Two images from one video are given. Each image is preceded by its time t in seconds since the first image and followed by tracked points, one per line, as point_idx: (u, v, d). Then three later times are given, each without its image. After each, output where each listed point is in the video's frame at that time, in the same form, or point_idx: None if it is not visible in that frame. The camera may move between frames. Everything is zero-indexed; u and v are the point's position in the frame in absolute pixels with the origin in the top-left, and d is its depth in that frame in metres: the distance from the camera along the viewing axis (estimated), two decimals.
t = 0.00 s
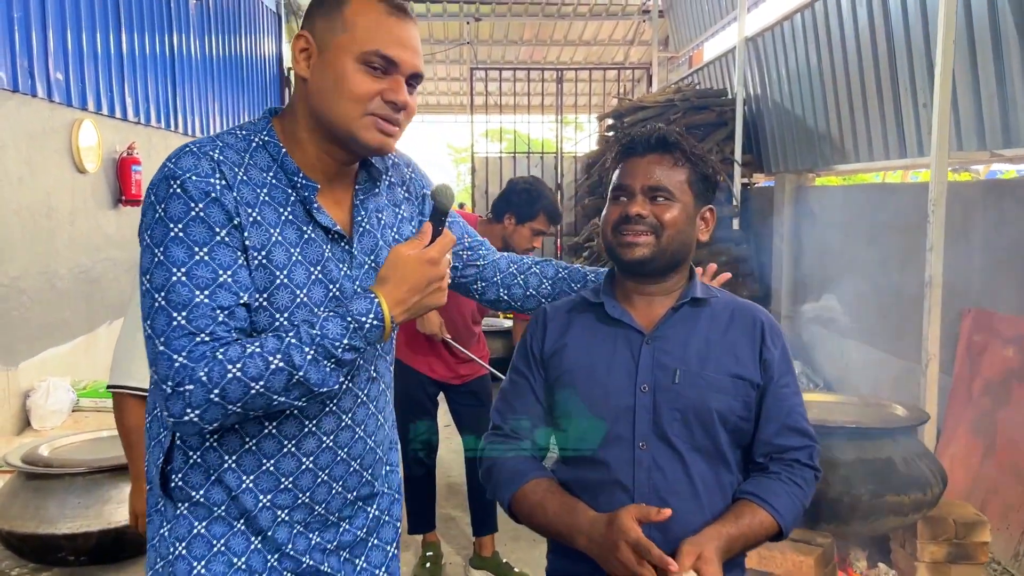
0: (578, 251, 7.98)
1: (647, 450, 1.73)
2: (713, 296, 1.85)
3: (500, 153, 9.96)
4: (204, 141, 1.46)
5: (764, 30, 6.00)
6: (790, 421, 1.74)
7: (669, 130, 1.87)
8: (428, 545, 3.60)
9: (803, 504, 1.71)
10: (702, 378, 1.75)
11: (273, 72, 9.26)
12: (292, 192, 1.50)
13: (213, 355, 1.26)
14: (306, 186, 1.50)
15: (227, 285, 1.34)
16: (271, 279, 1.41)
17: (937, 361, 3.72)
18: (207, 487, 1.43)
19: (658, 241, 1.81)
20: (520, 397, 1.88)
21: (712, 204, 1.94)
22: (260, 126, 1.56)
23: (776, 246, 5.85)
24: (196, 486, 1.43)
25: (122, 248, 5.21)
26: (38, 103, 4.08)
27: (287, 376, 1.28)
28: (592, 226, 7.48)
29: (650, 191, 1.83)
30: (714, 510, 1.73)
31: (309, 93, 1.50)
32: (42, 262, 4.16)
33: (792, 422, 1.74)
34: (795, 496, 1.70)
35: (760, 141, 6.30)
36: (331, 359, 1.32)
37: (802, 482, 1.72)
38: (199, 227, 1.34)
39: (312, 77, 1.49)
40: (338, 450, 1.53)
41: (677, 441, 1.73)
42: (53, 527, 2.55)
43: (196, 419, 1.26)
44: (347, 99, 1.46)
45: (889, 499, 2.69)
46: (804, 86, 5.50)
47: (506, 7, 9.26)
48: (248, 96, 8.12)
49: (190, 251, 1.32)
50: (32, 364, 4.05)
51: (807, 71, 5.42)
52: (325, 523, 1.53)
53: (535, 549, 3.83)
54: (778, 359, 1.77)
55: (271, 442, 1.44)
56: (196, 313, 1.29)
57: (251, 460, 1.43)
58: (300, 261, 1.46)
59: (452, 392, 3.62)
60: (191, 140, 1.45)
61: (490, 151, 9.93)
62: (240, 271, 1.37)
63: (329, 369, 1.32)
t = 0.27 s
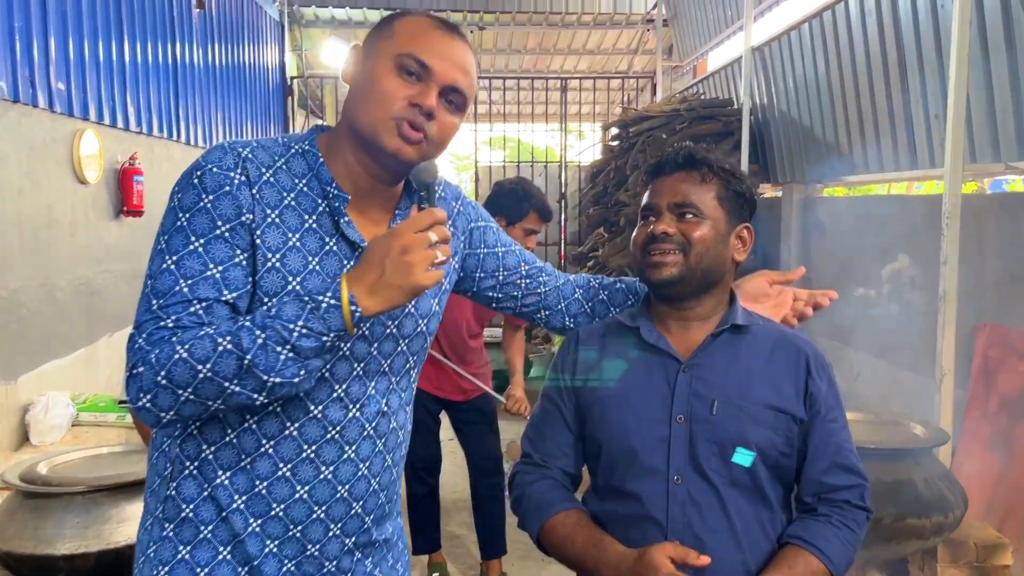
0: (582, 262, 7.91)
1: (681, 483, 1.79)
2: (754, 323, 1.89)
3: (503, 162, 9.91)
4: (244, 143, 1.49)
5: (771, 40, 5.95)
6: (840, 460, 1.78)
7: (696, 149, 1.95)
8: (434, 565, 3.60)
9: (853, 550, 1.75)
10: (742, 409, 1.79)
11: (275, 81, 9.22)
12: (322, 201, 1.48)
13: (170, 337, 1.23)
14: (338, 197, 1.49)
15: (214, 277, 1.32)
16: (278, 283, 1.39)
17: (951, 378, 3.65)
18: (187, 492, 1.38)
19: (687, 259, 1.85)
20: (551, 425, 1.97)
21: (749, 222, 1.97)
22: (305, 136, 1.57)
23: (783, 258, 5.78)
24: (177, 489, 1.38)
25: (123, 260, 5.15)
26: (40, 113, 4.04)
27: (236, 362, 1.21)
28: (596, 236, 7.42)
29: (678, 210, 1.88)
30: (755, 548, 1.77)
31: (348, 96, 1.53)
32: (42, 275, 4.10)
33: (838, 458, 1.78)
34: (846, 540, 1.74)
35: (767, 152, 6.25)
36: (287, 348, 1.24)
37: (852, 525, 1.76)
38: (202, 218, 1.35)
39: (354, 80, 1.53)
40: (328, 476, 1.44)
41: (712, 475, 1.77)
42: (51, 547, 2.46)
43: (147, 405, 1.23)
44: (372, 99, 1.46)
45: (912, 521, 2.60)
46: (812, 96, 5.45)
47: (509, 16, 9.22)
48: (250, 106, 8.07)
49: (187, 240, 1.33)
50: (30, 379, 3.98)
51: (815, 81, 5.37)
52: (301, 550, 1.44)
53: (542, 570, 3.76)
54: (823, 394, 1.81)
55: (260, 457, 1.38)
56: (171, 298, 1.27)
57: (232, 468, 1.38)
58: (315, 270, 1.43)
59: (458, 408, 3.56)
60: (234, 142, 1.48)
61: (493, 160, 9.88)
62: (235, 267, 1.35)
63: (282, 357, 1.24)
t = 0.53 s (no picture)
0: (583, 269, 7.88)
1: (702, 497, 1.76)
2: (775, 332, 1.89)
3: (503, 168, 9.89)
4: (277, 146, 1.47)
5: (774, 45, 5.93)
6: (863, 473, 1.76)
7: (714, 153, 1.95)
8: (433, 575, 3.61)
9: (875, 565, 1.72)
10: (765, 422, 1.78)
11: (275, 86, 9.21)
12: (350, 210, 1.45)
13: (183, 333, 1.21)
14: (365, 206, 1.46)
15: (233, 277, 1.29)
16: (296, 285, 1.35)
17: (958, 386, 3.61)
18: (195, 489, 1.35)
19: (709, 264, 1.84)
20: (567, 440, 1.97)
21: (771, 227, 1.97)
22: (338, 144, 1.54)
23: (786, 264, 5.73)
24: (185, 486, 1.36)
25: (121, 266, 5.12)
26: (38, 119, 4.01)
27: (243, 361, 1.19)
28: (597, 242, 7.38)
29: (698, 215, 1.89)
30: (777, 564, 1.75)
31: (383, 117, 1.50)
32: (40, 281, 4.07)
33: (860, 472, 1.76)
34: (870, 556, 1.72)
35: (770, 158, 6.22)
36: (293, 351, 1.21)
37: (875, 538, 1.74)
38: (227, 216, 1.32)
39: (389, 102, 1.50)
40: (334, 482, 1.39)
41: (734, 488, 1.75)
42: (46, 557, 2.41)
43: (156, 398, 1.21)
44: (402, 124, 1.43)
45: (922, 532, 2.56)
46: (815, 102, 5.42)
47: (509, 21, 9.21)
48: (250, 111, 8.05)
49: (210, 237, 1.30)
50: (27, 386, 3.95)
51: (818, 87, 5.35)
52: (302, 556, 1.39)
53: None
54: (846, 406, 1.80)
55: (269, 460, 1.35)
56: (187, 295, 1.25)
57: (240, 470, 1.35)
58: (337, 276, 1.39)
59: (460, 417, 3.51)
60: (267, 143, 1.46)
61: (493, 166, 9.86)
62: (255, 267, 1.32)
63: (288, 359, 1.20)
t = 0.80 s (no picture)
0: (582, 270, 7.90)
1: (691, 495, 1.71)
2: (758, 329, 1.83)
3: (503, 171, 9.93)
4: (292, 154, 1.48)
5: (771, 48, 5.96)
6: (838, 466, 1.70)
7: (710, 155, 1.88)
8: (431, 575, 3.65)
9: None
10: (751, 419, 1.72)
11: (275, 89, 9.26)
12: (364, 218, 1.47)
13: (208, 341, 1.23)
14: (379, 215, 1.47)
15: (253, 284, 1.31)
16: (311, 291, 1.37)
17: (953, 387, 3.62)
18: (210, 484, 1.37)
19: (707, 269, 1.77)
20: (557, 445, 1.92)
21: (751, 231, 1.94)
22: (352, 151, 1.55)
23: (784, 266, 5.75)
24: (200, 482, 1.38)
25: (122, 268, 5.15)
26: (38, 121, 4.04)
27: (267, 373, 1.21)
28: (596, 245, 7.40)
29: (697, 216, 1.81)
30: (768, 560, 1.69)
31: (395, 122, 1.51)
32: (40, 282, 4.09)
33: (844, 467, 1.70)
34: None
35: (767, 160, 6.24)
36: (314, 365, 1.22)
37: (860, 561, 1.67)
38: (248, 225, 1.34)
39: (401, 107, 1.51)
40: (343, 479, 1.41)
41: (722, 485, 1.70)
42: (45, 557, 2.43)
43: (180, 402, 1.23)
44: (422, 121, 1.45)
45: (912, 531, 2.58)
46: (811, 104, 5.45)
47: (509, 24, 9.26)
48: (250, 115, 8.09)
49: (231, 245, 1.32)
50: (28, 387, 3.97)
51: (815, 89, 5.37)
52: (310, 549, 1.41)
53: None
54: (831, 400, 1.73)
55: (281, 457, 1.37)
56: (210, 302, 1.27)
57: (253, 467, 1.37)
58: (351, 284, 1.42)
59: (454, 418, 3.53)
60: (281, 150, 1.47)
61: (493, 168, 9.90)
62: (274, 275, 1.33)
63: (310, 373, 1.22)
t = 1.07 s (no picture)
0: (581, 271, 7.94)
1: (655, 489, 1.69)
2: (724, 325, 1.79)
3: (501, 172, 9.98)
4: (293, 154, 1.50)
5: (767, 50, 6.00)
6: (814, 458, 1.69)
7: (690, 159, 1.84)
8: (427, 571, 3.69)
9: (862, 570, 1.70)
10: (711, 414, 1.70)
11: (275, 91, 9.31)
12: (364, 215, 1.49)
13: (221, 339, 1.26)
14: (378, 211, 1.50)
15: (262, 283, 1.33)
16: (318, 287, 1.40)
17: (945, 385, 3.64)
18: (223, 477, 1.39)
19: (680, 274, 1.75)
20: (533, 443, 1.93)
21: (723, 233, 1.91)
22: (350, 152, 1.58)
23: (780, 266, 5.77)
24: (213, 475, 1.40)
25: (122, 268, 5.19)
26: (38, 122, 4.08)
27: (281, 367, 1.24)
28: (594, 245, 7.44)
29: (673, 220, 1.77)
30: (733, 554, 1.66)
31: (396, 116, 1.53)
32: (40, 282, 4.13)
33: (811, 459, 1.68)
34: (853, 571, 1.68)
35: (764, 161, 6.27)
36: (326, 358, 1.25)
37: (848, 547, 1.70)
38: (254, 226, 1.36)
39: (400, 102, 1.53)
40: (353, 467, 1.43)
41: (685, 480, 1.68)
42: (46, 552, 2.47)
43: (196, 399, 1.26)
44: (429, 114, 1.47)
45: (897, 527, 2.61)
46: (807, 106, 5.48)
47: (507, 26, 9.30)
48: (250, 116, 8.14)
49: (239, 245, 1.34)
50: (28, 385, 4.01)
51: (810, 91, 5.41)
52: (323, 536, 1.42)
53: None
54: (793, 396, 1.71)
55: (292, 447, 1.39)
56: (222, 302, 1.30)
57: (265, 458, 1.39)
58: (355, 279, 1.44)
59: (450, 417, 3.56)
60: (282, 151, 1.50)
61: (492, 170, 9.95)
62: (281, 273, 1.36)
63: (320, 367, 1.25)
